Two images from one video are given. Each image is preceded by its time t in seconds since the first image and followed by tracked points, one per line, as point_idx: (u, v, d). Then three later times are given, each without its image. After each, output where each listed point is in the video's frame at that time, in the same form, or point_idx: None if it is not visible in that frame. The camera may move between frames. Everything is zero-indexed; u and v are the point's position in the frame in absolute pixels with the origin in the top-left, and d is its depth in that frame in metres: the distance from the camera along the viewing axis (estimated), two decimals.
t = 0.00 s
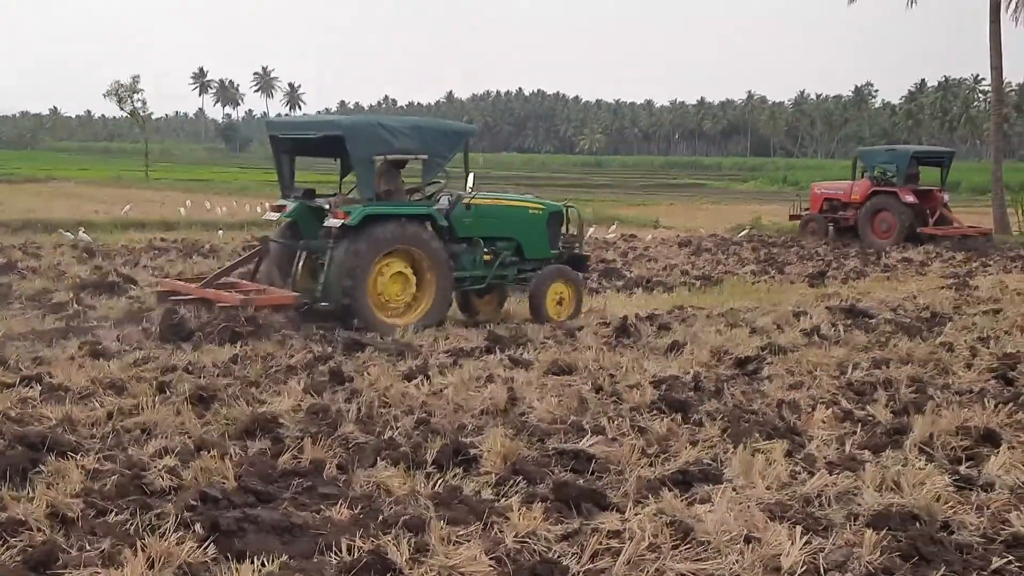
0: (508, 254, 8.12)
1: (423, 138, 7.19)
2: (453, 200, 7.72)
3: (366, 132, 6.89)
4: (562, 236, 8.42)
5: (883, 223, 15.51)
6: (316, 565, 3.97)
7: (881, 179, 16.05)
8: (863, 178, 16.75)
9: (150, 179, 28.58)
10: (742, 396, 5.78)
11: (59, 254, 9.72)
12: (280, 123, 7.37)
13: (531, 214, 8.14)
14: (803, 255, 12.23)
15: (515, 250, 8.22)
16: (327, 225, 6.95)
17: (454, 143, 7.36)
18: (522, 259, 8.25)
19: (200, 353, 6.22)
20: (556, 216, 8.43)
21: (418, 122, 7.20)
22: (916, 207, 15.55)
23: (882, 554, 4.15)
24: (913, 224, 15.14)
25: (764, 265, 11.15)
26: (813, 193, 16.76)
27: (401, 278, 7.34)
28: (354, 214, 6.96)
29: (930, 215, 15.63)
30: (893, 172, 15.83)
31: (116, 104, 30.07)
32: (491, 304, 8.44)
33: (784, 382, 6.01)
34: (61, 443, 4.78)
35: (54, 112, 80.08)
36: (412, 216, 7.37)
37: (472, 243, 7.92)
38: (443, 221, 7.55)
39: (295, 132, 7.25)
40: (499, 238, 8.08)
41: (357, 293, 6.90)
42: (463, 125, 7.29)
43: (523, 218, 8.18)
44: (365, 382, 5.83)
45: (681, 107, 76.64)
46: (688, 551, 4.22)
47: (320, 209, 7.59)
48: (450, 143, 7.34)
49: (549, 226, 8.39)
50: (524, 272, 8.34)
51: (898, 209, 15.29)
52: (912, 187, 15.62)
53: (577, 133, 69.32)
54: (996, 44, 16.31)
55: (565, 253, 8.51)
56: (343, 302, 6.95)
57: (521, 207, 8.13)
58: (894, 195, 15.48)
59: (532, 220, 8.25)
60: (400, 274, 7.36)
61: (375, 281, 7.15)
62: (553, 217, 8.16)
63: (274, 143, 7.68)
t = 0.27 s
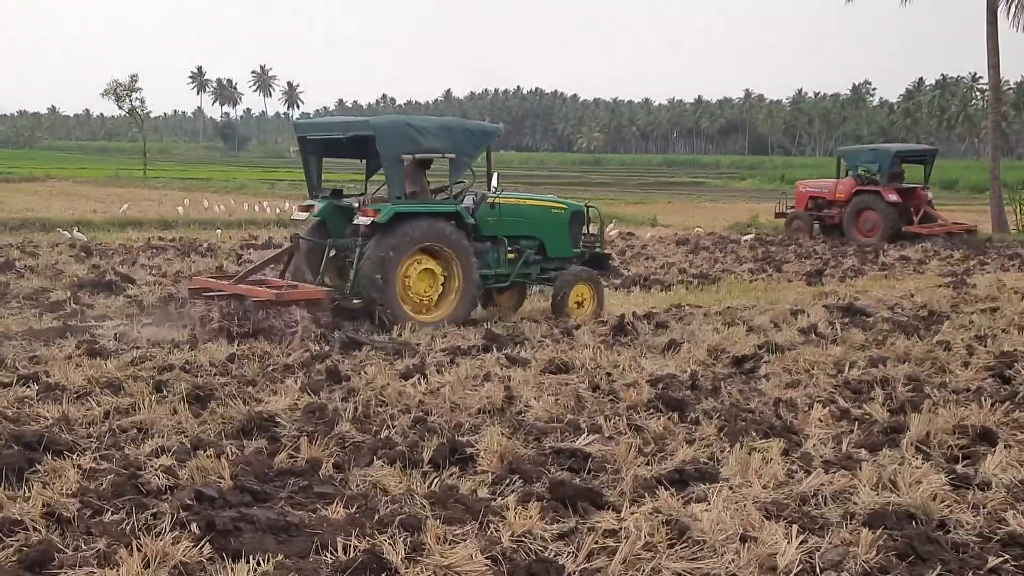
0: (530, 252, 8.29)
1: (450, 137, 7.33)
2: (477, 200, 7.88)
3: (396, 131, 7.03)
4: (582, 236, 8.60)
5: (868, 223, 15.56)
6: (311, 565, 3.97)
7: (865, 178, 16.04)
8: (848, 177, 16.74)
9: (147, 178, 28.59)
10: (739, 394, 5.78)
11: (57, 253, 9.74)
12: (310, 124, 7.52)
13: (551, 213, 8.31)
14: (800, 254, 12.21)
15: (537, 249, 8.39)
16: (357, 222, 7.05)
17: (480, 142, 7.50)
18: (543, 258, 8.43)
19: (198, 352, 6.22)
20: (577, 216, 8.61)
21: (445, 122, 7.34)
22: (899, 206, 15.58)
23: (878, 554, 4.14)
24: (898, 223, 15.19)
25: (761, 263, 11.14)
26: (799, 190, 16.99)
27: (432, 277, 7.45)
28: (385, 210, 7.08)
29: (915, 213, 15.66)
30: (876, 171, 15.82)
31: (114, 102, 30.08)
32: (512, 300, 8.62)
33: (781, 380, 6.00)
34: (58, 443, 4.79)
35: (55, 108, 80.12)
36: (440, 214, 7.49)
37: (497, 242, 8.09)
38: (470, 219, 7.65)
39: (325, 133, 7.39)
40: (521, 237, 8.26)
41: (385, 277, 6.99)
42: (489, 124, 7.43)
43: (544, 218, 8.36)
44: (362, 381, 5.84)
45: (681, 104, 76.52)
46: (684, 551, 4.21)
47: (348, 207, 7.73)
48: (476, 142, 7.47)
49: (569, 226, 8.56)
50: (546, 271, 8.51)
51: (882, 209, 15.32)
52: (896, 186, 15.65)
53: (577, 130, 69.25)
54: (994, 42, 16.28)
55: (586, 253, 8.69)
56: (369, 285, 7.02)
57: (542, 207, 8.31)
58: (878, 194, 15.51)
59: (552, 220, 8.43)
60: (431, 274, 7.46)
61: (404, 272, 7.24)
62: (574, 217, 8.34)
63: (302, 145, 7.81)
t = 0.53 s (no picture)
0: (555, 250, 8.33)
1: (484, 137, 7.30)
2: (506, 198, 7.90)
3: (430, 132, 7.03)
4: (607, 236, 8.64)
5: (855, 219, 15.66)
6: (309, 565, 3.97)
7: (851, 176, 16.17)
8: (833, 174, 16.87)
9: (145, 178, 28.63)
10: (737, 393, 5.79)
11: (55, 252, 9.75)
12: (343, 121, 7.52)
13: (577, 212, 8.36)
14: (798, 252, 12.20)
15: (562, 248, 8.44)
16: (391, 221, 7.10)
17: (513, 143, 7.46)
18: (568, 257, 8.47)
19: (196, 352, 6.24)
20: (601, 216, 8.65)
21: (479, 122, 7.32)
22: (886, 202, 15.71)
23: (875, 553, 4.14)
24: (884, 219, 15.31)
25: (759, 262, 11.13)
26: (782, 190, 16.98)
27: (462, 278, 7.49)
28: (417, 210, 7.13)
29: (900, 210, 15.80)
30: (864, 169, 15.96)
31: (112, 102, 30.12)
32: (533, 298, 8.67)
33: (779, 379, 6.01)
34: (56, 444, 4.80)
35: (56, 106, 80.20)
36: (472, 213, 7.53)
37: (523, 240, 8.14)
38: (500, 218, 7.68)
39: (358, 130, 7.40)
40: (547, 236, 8.30)
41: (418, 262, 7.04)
42: (520, 124, 7.39)
43: (569, 217, 8.41)
44: (360, 381, 5.85)
45: (682, 102, 76.49)
46: (682, 550, 4.21)
47: (379, 207, 7.74)
48: (509, 142, 7.44)
49: (594, 226, 8.61)
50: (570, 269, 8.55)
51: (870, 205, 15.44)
52: (882, 183, 15.79)
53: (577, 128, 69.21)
54: (992, 40, 16.26)
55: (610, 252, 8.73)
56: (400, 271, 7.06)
57: (566, 207, 8.35)
58: (865, 190, 15.64)
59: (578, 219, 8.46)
60: (460, 279, 7.50)
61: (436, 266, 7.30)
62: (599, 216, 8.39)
63: (334, 142, 7.84)
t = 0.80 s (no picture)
0: (575, 251, 8.38)
1: (510, 140, 7.36)
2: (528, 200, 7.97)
3: (460, 136, 7.09)
4: (626, 236, 8.70)
5: (838, 219, 15.65)
6: (304, 567, 3.97)
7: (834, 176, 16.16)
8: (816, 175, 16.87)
9: (146, 179, 28.71)
10: (733, 395, 5.78)
11: (53, 254, 9.77)
12: (368, 124, 7.52)
13: (597, 212, 8.43)
14: (796, 253, 12.17)
15: (581, 248, 8.48)
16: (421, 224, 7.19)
17: (538, 144, 7.53)
18: (588, 257, 8.52)
19: (192, 353, 6.25)
20: (620, 216, 8.72)
21: (505, 125, 7.36)
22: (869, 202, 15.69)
23: (870, 556, 4.12)
24: (867, 220, 15.28)
25: (757, 263, 11.12)
26: (768, 192, 16.85)
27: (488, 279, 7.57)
28: (447, 213, 7.22)
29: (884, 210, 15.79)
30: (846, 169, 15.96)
31: (112, 103, 30.18)
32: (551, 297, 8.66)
33: (775, 380, 5.99)
34: (51, 446, 4.81)
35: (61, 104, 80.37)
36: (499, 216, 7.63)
37: (544, 241, 8.19)
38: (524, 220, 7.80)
39: (383, 134, 7.41)
40: (568, 236, 8.35)
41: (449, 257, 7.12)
42: (547, 128, 7.48)
43: (589, 217, 8.46)
44: (356, 383, 5.85)
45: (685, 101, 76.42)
46: (677, 552, 4.20)
47: (405, 208, 7.83)
48: (535, 145, 7.51)
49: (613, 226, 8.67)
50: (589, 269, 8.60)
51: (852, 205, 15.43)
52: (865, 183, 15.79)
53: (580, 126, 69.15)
54: (992, 39, 16.21)
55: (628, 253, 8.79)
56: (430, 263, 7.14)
57: (586, 207, 8.38)
58: (848, 191, 15.63)
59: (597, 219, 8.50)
60: (485, 281, 7.57)
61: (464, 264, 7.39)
62: (619, 216, 8.45)
63: (359, 146, 7.84)
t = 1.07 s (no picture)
0: (604, 249, 8.45)
1: (542, 140, 7.44)
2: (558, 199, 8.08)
3: (494, 137, 7.15)
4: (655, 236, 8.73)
5: (827, 217, 15.67)
6: (305, 568, 3.95)
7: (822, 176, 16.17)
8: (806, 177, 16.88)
9: (148, 179, 28.74)
10: (737, 394, 5.76)
11: (56, 254, 9.78)
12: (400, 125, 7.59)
13: (626, 212, 8.49)
14: (799, 253, 12.15)
15: (611, 247, 8.55)
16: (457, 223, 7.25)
17: (567, 145, 7.61)
18: (616, 256, 8.56)
19: (195, 354, 6.24)
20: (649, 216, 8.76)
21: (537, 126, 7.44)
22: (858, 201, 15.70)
23: (874, 555, 4.10)
24: (856, 218, 15.25)
25: (761, 263, 11.10)
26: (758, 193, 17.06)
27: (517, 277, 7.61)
28: (481, 212, 7.27)
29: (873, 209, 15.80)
30: (834, 168, 16.00)
31: (115, 104, 30.20)
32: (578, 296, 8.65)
33: (779, 380, 5.98)
34: (54, 447, 4.80)
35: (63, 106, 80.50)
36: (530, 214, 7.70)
37: (574, 240, 8.28)
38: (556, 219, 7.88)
39: (416, 135, 7.47)
40: (596, 235, 8.42)
41: (486, 254, 7.17)
42: (577, 128, 7.56)
43: (618, 217, 8.52)
44: (359, 383, 5.84)
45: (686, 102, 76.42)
46: (680, 553, 4.18)
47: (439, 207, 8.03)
48: (565, 145, 7.59)
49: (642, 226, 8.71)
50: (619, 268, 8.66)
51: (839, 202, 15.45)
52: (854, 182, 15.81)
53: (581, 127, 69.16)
54: (993, 38, 16.17)
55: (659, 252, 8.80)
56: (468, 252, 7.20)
57: (615, 206, 8.46)
58: (837, 189, 15.63)
59: (626, 218, 8.56)
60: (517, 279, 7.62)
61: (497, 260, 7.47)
62: (647, 216, 8.49)
63: (391, 147, 7.90)
